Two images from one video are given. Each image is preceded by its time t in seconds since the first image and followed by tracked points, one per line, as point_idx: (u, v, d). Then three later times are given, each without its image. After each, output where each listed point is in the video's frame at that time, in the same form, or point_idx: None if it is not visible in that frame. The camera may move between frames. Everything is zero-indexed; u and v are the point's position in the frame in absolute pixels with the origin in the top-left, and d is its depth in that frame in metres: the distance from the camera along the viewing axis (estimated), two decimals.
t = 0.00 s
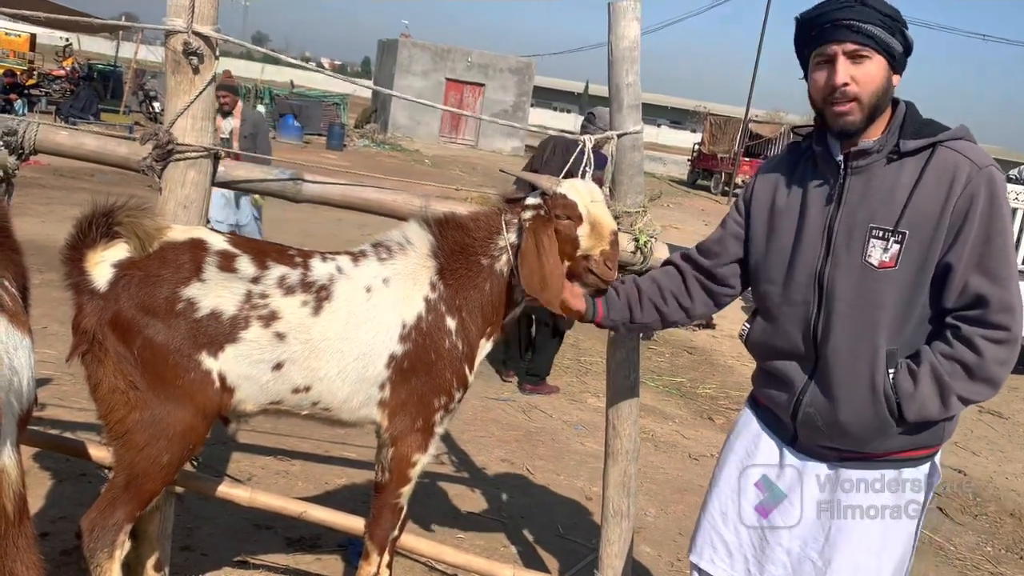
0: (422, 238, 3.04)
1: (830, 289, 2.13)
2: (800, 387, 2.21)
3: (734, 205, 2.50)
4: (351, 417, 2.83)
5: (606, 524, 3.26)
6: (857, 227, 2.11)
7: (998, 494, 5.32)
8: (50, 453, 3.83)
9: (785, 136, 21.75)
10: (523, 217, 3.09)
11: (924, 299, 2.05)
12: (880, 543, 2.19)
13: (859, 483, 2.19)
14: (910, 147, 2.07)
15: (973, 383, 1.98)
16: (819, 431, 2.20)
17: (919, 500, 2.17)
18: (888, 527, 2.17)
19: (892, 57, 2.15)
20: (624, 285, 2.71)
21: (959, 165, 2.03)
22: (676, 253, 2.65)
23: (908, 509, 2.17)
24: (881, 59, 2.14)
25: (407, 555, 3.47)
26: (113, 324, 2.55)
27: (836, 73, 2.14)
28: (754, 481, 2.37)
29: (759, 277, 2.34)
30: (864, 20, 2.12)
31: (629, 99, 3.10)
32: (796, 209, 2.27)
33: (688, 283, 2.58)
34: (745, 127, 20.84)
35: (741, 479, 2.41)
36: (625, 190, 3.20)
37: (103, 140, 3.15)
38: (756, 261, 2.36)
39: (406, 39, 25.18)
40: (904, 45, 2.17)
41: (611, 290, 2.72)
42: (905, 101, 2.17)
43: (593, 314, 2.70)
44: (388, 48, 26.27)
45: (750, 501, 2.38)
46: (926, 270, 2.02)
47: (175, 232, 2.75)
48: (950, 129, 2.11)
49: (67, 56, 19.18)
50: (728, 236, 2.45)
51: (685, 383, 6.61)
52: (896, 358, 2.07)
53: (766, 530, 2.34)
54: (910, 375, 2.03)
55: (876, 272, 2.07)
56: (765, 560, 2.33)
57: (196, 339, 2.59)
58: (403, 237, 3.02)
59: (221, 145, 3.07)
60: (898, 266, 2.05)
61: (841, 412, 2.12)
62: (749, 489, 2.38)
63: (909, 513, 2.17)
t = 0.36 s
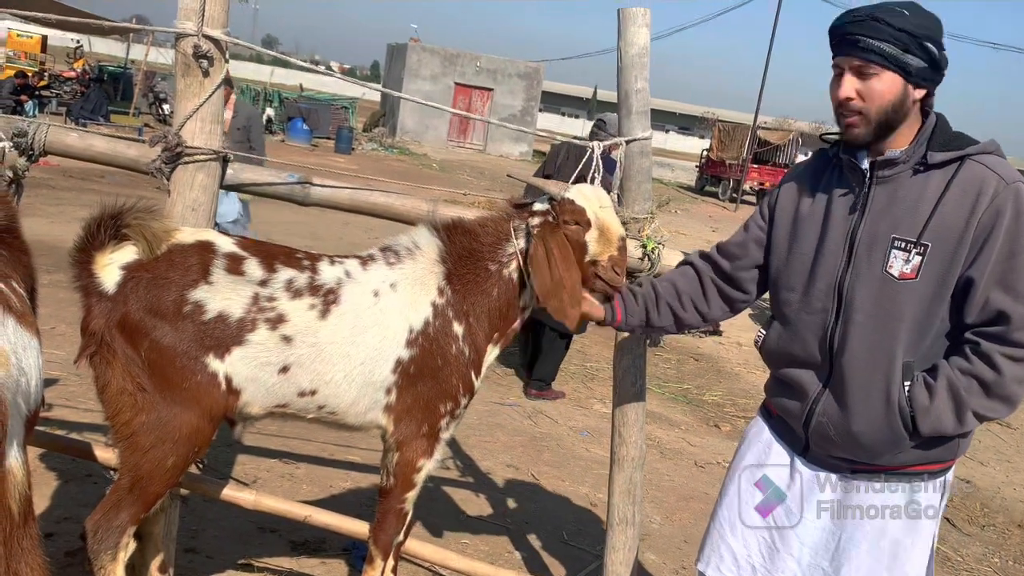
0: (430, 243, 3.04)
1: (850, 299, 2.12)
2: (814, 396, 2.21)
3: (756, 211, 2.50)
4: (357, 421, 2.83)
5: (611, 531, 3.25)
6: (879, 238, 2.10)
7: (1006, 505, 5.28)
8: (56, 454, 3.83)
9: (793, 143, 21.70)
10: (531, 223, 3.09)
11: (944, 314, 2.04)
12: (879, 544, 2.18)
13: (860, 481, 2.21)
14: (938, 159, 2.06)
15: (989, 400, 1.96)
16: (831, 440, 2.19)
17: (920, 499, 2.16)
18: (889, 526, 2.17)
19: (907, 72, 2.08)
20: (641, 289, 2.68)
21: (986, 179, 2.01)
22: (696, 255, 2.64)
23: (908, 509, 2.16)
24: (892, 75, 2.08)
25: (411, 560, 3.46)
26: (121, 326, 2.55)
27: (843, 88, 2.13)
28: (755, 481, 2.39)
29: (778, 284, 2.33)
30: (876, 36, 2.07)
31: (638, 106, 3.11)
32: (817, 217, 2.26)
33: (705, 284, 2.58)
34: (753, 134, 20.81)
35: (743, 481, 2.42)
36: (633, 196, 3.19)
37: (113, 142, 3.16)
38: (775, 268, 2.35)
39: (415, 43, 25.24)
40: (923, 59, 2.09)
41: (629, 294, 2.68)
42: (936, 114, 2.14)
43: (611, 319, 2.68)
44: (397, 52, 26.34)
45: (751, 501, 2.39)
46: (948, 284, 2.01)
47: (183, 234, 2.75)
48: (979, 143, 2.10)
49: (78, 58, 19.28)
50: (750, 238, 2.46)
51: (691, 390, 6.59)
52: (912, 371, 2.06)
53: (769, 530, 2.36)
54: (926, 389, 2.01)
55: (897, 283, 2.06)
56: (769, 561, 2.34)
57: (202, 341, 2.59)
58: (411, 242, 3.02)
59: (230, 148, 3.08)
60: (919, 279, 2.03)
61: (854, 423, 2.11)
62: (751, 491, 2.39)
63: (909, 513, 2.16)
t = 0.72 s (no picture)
0: (437, 248, 3.05)
1: (861, 310, 2.12)
2: (826, 406, 2.20)
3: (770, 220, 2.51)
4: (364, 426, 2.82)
5: (616, 537, 3.24)
6: (891, 248, 2.10)
7: (1014, 514, 5.25)
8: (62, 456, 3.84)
9: (801, 148, 21.65)
10: (537, 228, 3.09)
11: (956, 326, 2.02)
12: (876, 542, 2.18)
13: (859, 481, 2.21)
14: (950, 170, 2.05)
15: (1003, 414, 1.93)
16: (842, 451, 2.19)
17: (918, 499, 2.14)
18: (888, 527, 2.16)
19: (893, 87, 2.09)
20: (646, 293, 2.64)
21: (1000, 190, 2.00)
22: (706, 256, 2.63)
23: (908, 509, 2.14)
24: (880, 89, 2.11)
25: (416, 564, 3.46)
26: (129, 329, 2.56)
27: (835, 103, 2.21)
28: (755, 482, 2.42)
29: (790, 294, 2.33)
30: (860, 52, 2.11)
31: (645, 111, 3.10)
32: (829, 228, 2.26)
33: (711, 288, 2.57)
34: (761, 139, 20.78)
35: (745, 482, 2.45)
36: (640, 202, 3.20)
37: (121, 146, 3.17)
38: (787, 278, 2.35)
39: (423, 47, 25.31)
40: (911, 72, 2.08)
41: (634, 298, 2.64)
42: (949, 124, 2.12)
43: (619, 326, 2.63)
44: (405, 56, 26.41)
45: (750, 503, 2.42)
46: (960, 296, 1.99)
47: (191, 238, 2.76)
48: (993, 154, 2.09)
49: (88, 61, 19.38)
50: (762, 245, 2.47)
51: (697, 395, 6.57)
52: (924, 383, 2.04)
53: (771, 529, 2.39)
54: (937, 401, 1.99)
55: (908, 295, 2.05)
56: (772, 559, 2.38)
57: (209, 345, 2.59)
58: (418, 246, 3.02)
59: (238, 152, 3.09)
60: (931, 290, 2.02)
61: (865, 434, 2.10)
62: (751, 491, 2.42)
63: (909, 513, 2.14)
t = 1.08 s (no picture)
0: (444, 249, 3.05)
1: (873, 320, 2.10)
2: (835, 415, 2.20)
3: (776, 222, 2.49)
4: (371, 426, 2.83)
5: (622, 538, 3.23)
6: (904, 257, 2.08)
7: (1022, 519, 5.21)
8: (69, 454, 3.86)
9: (809, 151, 21.59)
10: (543, 229, 3.10)
11: (970, 338, 2.01)
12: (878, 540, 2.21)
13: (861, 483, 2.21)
14: (967, 179, 2.04)
15: (1017, 428, 1.93)
16: (850, 460, 2.19)
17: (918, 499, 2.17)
18: (887, 526, 2.19)
19: (912, 89, 2.08)
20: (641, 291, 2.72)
21: (1017, 201, 1.98)
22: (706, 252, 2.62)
23: (908, 509, 2.17)
24: (897, 91, 2.10)
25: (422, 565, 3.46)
26: (136, 328, 2.56)
27: (851, 104, 2.20)
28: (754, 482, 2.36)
29: (799, 299, 2.31)
30: (879, 52, 2.10)
31: (653, 113, 3.11)
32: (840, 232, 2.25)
33: (712, 286, 2.57)
34: (769, 141, 20.72)
35: (743, 482, 2.38)
36: (647, 203, 3.18)
37: (130, 146, 3.18)
38: (796, 283, 2.34)
39: (431, 48, 25.35)
40: (930, 74, 2.07)
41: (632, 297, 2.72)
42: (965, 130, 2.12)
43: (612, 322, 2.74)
44: (413, 57, 26.46)
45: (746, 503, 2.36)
46: (976, 308, 1.98)
47: (199, 237, 2.77)
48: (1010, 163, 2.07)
49: (98, 61, 19.48)
50: (767, 246, 2.45)
51: (704, 398, 6.55)
52: (937, 395, 2.03)
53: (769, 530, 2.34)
54: (951, 415, 1.98)
55: (921, 305, 2.04)
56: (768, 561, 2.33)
57: (217, 344, 2.60)
58: (425, 247, 3.02)
59: (246, 152, 3.10)
60: (945, 301, 2.01)
61: (876, 445, 2.10)
62: (750, 492, 2.35)
63: (909, 513, 2.17)
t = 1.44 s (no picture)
0: (455, 246, 3.05)
1: (835, 324, 2.10)
2: (803, 419, 2.21)
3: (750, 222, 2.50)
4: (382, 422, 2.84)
5: (633, 537, 3.23)
6: (865, 259, 2.07)
7: None
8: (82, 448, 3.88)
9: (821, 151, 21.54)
10: (551, 227, 3.09)
11: (932, 342, 1.98)
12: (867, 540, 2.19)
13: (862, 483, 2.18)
14: (927, 176, 1.99)
15: (981, 436, 1.88)
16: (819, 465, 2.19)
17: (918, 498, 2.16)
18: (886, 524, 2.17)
19: (868, 86, 2.04)
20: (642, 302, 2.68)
21: (978, 198, 1.92)
22: (695, 253, 2.64)
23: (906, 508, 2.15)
24: (854, 89, 2.06)
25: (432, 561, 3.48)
26: (150, 323, 2.58)
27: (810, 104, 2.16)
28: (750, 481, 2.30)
29: (769, 302, 2.32)
30: (833, 51, 2.06)
31: (666, 111, 3.10)
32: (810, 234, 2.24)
33: (702, 294, 2.60)
34: (780, 141, 20.64)
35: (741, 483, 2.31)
36: (660, 201, 3.18)
37: (145, 142, 3.20)
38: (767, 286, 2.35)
39: (442, 46, 25.35)
40: (886, 71, 2.02)
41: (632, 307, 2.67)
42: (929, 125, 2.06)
43: (615, 335, 2.65)
44: (424, 55, 26.47)
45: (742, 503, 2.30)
46: (936, 311, 1.95)
47: (212, 233, 2.78)
48: (976, 156, 2.01)
49: (110, 58, 19.56)
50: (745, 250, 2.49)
51: (714, 397, 6.54)
52: (900, 400, 2.01)
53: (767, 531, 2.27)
54: (912, 422, 1.96)
55: (882, 309, 2.02)
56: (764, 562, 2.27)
57: (230, 339, 2.62)
58: (436, 244, 3.02)
59: (260, 148, 3.11)
60: (904, 304, 1.99)
61: (839, 451, 2.10)
62: (750, 492, 2.29)
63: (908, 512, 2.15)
